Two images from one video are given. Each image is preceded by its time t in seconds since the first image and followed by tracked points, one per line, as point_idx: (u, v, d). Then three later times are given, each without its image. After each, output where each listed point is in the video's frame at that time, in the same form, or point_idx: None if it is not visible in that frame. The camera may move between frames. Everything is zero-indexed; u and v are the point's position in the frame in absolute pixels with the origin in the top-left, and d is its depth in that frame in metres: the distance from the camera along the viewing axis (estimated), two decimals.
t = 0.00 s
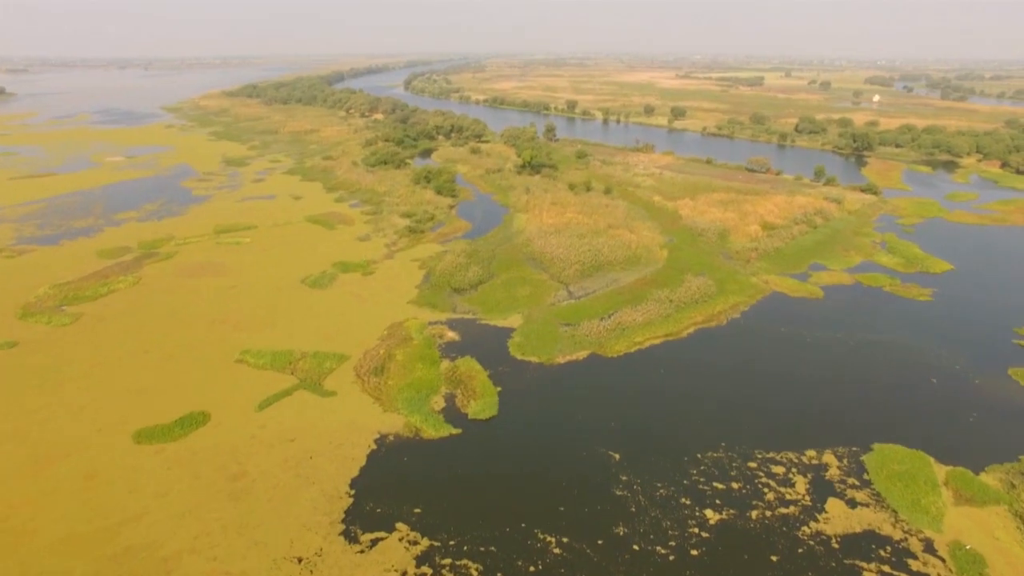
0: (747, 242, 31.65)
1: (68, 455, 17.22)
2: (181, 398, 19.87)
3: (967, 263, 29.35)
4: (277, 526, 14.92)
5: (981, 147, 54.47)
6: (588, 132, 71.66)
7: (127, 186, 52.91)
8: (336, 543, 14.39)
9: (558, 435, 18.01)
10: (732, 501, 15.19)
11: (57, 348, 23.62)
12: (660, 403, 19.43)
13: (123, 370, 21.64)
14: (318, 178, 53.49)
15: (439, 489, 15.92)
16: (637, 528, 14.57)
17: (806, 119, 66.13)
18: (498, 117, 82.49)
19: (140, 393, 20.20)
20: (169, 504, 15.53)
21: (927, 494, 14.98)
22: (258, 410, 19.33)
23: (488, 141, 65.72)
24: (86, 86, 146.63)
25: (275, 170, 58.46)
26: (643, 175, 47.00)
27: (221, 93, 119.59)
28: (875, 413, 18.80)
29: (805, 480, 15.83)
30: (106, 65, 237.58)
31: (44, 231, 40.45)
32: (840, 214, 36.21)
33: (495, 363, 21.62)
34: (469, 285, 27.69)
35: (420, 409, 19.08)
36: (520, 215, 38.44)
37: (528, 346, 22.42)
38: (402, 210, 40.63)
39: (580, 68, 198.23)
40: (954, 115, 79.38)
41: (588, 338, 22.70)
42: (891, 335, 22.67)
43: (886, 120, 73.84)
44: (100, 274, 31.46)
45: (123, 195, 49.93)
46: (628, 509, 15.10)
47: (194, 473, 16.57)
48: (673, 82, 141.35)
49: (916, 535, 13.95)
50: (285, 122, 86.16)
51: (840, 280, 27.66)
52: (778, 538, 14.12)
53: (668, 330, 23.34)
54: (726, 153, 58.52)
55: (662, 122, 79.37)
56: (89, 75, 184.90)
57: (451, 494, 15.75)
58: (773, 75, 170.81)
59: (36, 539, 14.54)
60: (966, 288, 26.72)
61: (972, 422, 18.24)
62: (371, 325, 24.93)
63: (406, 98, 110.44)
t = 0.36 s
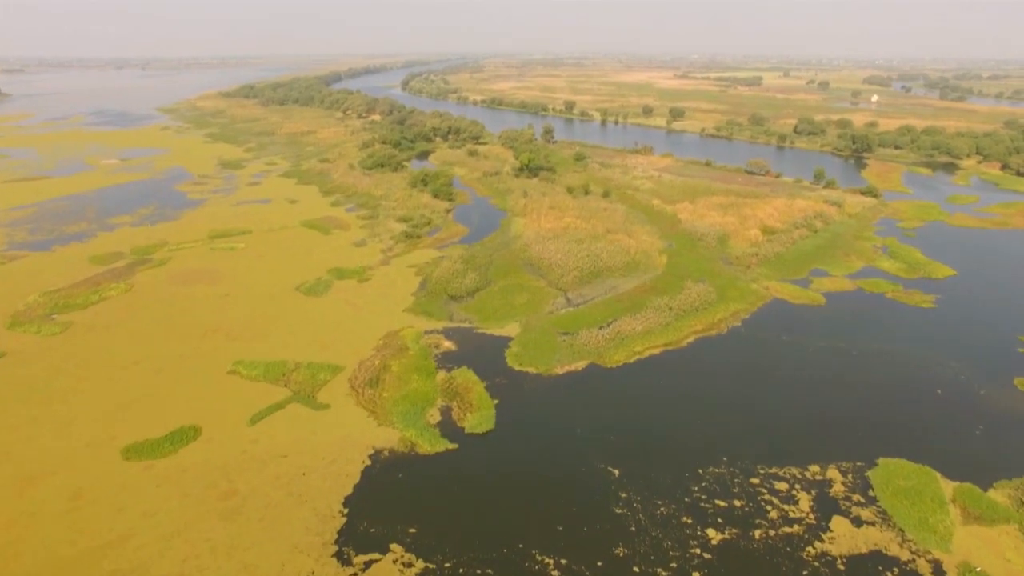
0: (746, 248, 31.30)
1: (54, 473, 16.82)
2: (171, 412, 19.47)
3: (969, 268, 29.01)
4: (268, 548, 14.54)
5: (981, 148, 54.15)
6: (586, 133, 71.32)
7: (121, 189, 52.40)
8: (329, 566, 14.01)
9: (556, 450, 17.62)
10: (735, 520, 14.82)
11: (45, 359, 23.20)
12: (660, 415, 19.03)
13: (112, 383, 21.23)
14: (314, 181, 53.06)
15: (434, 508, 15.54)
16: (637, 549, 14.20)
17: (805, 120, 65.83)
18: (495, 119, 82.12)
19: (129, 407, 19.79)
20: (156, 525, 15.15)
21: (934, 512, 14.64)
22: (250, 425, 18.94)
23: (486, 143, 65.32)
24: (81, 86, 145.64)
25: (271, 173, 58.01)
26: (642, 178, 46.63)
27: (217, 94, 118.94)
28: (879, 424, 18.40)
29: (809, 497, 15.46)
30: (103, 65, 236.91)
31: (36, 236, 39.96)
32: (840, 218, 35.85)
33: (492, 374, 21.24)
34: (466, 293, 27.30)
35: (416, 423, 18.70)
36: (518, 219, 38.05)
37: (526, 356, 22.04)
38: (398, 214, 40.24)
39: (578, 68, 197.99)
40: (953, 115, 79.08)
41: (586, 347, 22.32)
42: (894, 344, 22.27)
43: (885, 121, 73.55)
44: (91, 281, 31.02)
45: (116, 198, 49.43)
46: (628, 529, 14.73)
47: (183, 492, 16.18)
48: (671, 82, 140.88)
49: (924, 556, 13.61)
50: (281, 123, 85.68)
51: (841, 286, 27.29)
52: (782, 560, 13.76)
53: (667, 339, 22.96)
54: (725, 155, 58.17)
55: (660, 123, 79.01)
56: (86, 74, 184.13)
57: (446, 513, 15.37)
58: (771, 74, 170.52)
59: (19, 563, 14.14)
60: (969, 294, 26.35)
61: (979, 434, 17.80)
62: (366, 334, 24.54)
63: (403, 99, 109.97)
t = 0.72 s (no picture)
0: (747, 253, 30.92)
1: (40, 492, 16.44)
2: (161, 427, 19.08)
3: (972, 274, 28.63)
4: (259, 570, 14.17)
5: (982, 150, 53.80)
6: (585, 135, 70.91)
7: (116, 193, 51.95)
8: None
9: (555, 466, 17.23)
10: (738, 540, 14.47)
11: (35, 371, 22.81)
12: (660, 429, 18.65)
13: (101, 396, 20.84)
14: (311, 184, 52.68)
15: (430, 527, 15.21)
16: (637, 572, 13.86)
17: (805, 121, 65.45)
18: (493, 120, 81.69)
19: (119, 421, 19.41)
20: (144, 546, 14.77)
21: (943, 532, 14.29)
22: (243, 440, 18.57)
23: (484, 145, 64.91)
24: (77, 87, 144.85)
25: (268, 176, 57.60)
26: (641, 181, 46.27)
27: (215, 95, 118.38)
28: (884, 439, 18.02)
29: (814, 515, 15.10)
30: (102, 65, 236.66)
31: (28, 242, 39.51)
32: (841, 222, 35.49)
33: (490, 386, 20.86)
34: (463, 301, 26.92)
35: (411, 438, 18.33)
36: (516, 224, 37.69)
37: (523, 367, 21.65)
38: (395, 219, 39.86)
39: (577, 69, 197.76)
40: (953, 116, 78.64)
41: (585, 358, 21.93)
42: (897, 355, 21.91)
43: (885, 122, 73.15)
44: (84, 289, 30.62)
45: (111, 202, 48.97)
46: (628, 550, 14.38)
47: (172, 511, 15.79)
48: (670, 82, 140.53)
49: None
50: (279, 125, 85.22)
51: (844, 294, 26.90)
52: None
53: (668, 348, 22.57)
54: (725, 157, 57.82)
55: (660, 124, 78.65)
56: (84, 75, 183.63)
57: (442, 534, 15.01)
58: (770, 75, 170.37)
59: None
60: (972, 302, 25.99)
61: (986, 449, 17.43)
62: (362, 344, 24.16)
63: (401, 100, 109.48)
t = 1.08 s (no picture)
0: (748, 259, 30.52)
1: (25, 512, 16.07)
2: (151, 443, 18.70)
3: (976, 281, 28.23)
4: None
5: (983, 152, 53.44)
6: (584, 137, 70.53)
7: (111, 197, 51.47)
8: None
9: (554, 484, 16.83)
10: (741, 563, 14.11)
11: (24, 382, 22.41)
12: (661, 444, 18.26)
13: (91, 410, 20.47)
14: (308, 188, 52.28)
15: (426, 548, 14.87)
16: None
17: (805, 123, 65.09)
18: (492, 122, 81.33)
19: (108, 437, 19.01)
20: (132, 570, 14.40)
21: (953, 554, 13.95)
22: (235, 456, 18.19)
23: (483, 148, 64.51)
24: (75, 87, 144.33)
25: (265, 180, 57.18)
26: (641, 185, 45.88)
27: (213, 96, 117.86)
28: (891, 454, 17.59)
29: (819, 535, 14.73)
30: (101, 65, 236.88)
31: (21, 247, 39.03)
32: (843, 227, 35.10)
33: (487, 399, 20.47)
34: (461, 309, 26.53)
35: (407, 454, 17.95)
36: (515, 229, 37.29)
37: (522, 379, 21.25)
38: (392, 224, 39.45)
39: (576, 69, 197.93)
40: (954, 118, 78.28)
41: (585, 369, 21.52)
42: (903, 366, 21.47)
43: (885, 124, 72.81)
44: (76, 296, 30.21)
45: (105, 207, 48.49)
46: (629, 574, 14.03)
47: (161, 532, 15.41)
48: (670, 83, 140.21)
49: None
50: (277, 127, 84.76)
51: (847, 301, 26.46)
52: None
53: (669, 359, 22.17)
54: (725, 160, 57.46)
55: (659, 125, 78.30)
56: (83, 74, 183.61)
57: (439, 556, 14.66)
58: (769, 75, 170.12)
59: None
60: (978, 310, 25.58)
61: (995, 466, 16.98)
62: (357, 355, 23.77)
63: (399, 101, 109.05)
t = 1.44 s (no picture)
0: (750, 265, 30.05)
1: (11, 533, 15.70)
2: (142, 459, 18.33)
3: (980, 288, 27.82)
4: None
5: (985, 155, 53.05)
6: (584, 139, 70.16)
7: (106, 201, 51.04)
8: None
9: (554, 502, 16.44)
10: None
11: (14, 394, 22.05)
12: (663, 459, 17.86)
13: (81, 424, 20.10)
14: (306, 191, 51.88)
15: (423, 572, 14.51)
16: None
17: (806, 125, 64.69)
18: (491, 124, 80.98)
19: (98, 453, 18.61)
20: None
21: None
22: (228, 472, 17.82)
23: (482, 150, 64.12)
24: (73, 88, 143.85)
25: (263, 183, 56.75)
26: (641, 188, 45.50)
27: (211, 97, 117.48)
28: (897, 469, 17.18)
29: (826, 557, 14.36)
30: (101, 65, 237.13)
31: (14, 253, 38.62)
32: (845, 231, 34.69)
33: (485, 413, 20.05)
34: (459, 318, 26.13)
35: (403, 470, 17.55)
36: (514, 234, 36.92)
37: (520, 391, 20.85)
38: (390, 229, 39.02)
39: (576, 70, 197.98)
40: (954, 119, 77.94)
41: (585, 381, 21.10)
42: (909, 377, 21.03)
43: (886, 125, 72.37)
44: (69, 304, 29.82)
45: (101, 211, 48.07)
46: None
47: (150, 554, 15.04)
48: (669, 84, 139.96)
49: None
50: (275, 129, 84.37)
51: (850, 308, 25.96)
52: None
53: (671, 370, 21.74)
54: (725, 162, 57.07)
55: (659, 127, 77.98)
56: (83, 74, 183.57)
57: None
58: (768, 74, 169.91)
59: None
60: (983, 317, 25.15)
61: (1006, 481, 16.52)
62: (354, 366, 23.36)
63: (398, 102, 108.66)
